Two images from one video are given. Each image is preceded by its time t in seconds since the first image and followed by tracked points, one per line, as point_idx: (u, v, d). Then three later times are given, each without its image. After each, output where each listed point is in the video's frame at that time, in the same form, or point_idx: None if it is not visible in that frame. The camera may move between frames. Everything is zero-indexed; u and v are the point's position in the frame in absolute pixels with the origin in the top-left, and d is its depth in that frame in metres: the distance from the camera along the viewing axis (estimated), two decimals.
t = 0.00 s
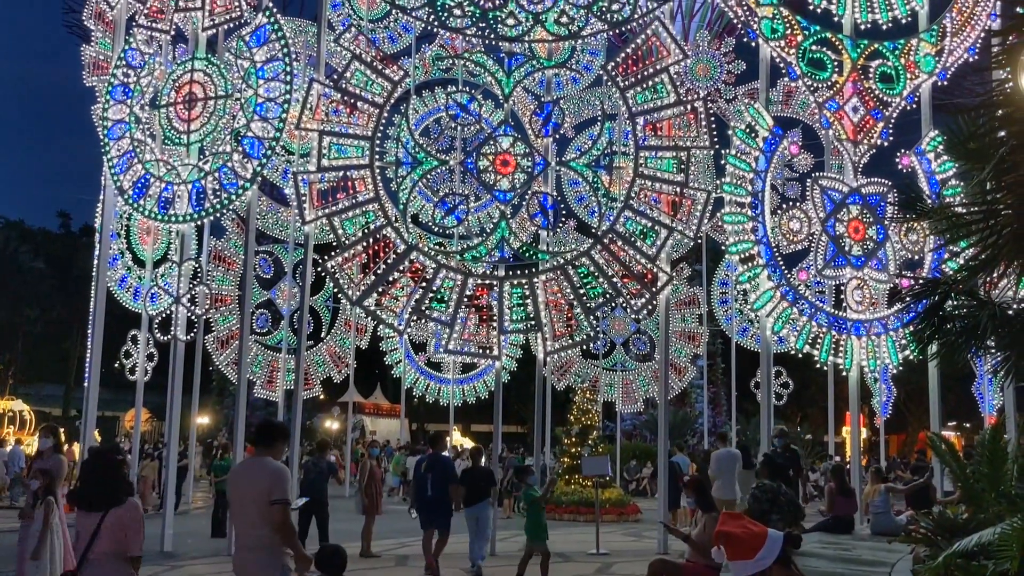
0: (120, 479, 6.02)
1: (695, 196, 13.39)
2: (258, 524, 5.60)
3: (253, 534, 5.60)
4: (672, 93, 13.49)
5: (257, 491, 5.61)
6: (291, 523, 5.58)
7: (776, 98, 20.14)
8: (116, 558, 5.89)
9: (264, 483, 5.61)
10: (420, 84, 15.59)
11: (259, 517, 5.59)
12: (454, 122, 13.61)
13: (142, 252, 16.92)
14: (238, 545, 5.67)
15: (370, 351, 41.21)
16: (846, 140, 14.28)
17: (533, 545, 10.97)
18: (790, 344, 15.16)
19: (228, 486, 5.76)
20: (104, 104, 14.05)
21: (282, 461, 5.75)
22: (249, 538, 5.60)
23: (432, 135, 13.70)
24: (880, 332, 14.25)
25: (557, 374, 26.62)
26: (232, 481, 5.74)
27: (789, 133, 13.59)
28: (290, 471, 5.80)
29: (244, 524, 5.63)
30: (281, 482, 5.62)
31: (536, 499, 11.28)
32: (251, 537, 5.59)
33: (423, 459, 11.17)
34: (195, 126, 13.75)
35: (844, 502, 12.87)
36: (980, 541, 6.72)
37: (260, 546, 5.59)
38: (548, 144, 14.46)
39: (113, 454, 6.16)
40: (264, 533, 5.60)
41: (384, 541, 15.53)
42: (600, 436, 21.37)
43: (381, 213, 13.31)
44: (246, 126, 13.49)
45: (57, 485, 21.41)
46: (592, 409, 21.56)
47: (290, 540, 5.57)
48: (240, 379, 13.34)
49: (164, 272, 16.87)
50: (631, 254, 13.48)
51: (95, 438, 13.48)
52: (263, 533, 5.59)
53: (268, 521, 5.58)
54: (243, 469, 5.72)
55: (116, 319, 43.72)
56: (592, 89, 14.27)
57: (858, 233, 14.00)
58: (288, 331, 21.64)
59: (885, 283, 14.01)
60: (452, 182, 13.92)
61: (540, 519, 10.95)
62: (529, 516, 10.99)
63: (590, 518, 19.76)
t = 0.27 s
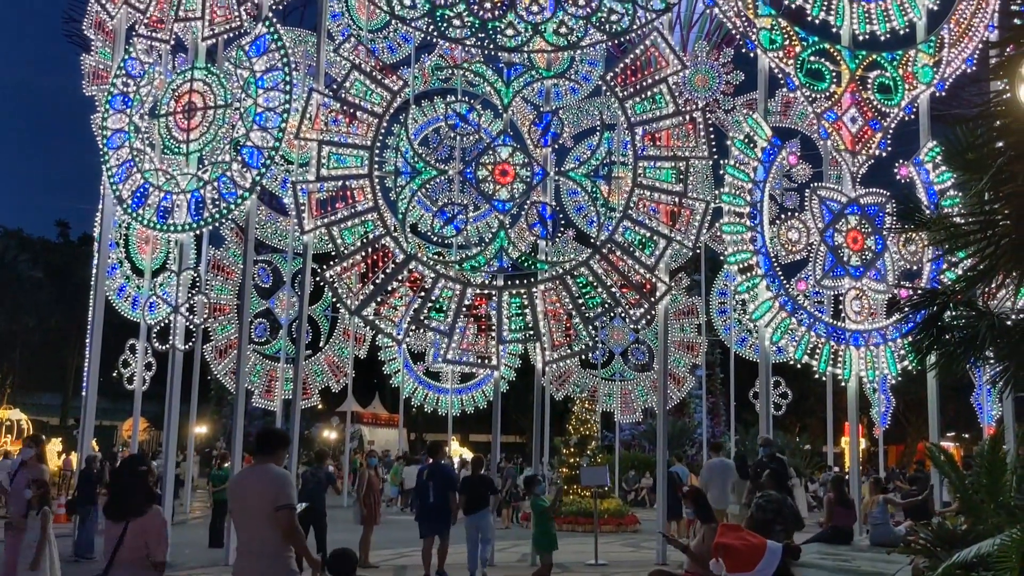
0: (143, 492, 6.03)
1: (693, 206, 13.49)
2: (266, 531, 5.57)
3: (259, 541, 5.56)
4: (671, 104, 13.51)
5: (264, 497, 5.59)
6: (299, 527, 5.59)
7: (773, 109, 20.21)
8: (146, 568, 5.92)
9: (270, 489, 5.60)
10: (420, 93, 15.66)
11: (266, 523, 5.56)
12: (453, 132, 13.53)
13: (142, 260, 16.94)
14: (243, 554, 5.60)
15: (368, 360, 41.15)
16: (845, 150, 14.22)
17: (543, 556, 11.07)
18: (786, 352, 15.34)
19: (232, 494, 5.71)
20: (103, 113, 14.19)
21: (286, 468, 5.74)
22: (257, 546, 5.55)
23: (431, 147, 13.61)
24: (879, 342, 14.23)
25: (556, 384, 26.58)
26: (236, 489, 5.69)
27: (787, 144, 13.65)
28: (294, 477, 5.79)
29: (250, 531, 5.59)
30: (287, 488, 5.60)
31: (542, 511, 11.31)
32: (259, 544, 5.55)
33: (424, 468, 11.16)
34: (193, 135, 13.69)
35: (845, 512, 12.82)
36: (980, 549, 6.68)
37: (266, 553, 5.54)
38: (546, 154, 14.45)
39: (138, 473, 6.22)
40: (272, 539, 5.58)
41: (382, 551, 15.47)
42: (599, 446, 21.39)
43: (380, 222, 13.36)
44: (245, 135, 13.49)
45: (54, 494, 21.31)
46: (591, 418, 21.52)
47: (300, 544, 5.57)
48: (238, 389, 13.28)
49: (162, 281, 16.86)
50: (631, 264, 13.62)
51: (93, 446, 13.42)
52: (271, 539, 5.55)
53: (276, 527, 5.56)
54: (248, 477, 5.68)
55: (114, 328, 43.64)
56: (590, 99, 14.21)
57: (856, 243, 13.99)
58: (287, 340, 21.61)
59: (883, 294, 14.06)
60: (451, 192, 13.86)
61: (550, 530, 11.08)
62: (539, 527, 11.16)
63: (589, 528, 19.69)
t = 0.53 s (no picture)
0: (156, 498, 6.06)
1: (694, 217, 13.45)
2: (276, 539, 5.76)
3: (270, 550, 5.75)
4: (671, 116, 13.51)
5: (276, 509, 5.77)
6: (310, 536, 5.78)
7: (774, 120, 20.26)
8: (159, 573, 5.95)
9: (281, 499, 5.79)
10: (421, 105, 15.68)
11: (277, 532, 5.75)
12: (453, 143, 13.55)
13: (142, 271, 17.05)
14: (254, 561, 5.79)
15: (368, 371, 41.10)
16: (845, 162, 14.22)
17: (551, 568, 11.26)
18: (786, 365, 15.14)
19: (242, 505, 5.89)
20: (104, 124, 14.14)
21: (295, 478, 5.93)
22: (268, 554, 5.74)
23: (431, 157, 13.65)
24: (879, 353, 14.21)
25: (556, 395, 26.56)
26: (246, 500, 5.86)
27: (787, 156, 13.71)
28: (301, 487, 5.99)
29: (262, 540, 5.77)
30: (298, 499, 5.79)
31: (549, 524, 11.29)
32: (270, 552, 5.74)
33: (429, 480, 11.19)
34: (195, 147, 13.85)
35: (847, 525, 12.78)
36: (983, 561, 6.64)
37: (277, 561, 5.73)
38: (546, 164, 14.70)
39: (149, 481, 6.24)
40: (283, 547, 5.77)
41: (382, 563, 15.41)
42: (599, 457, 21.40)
43: (381, 233, 13.36)
44: (246, 146, 13.46)
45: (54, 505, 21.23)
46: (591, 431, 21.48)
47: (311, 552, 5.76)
48: (238, 400, 13.25)
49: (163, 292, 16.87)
50: (631, 276, 13.62)
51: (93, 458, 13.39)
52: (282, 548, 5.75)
53: (287, 536, 5.76)
54: (258, 489, 5.86)
55: (114, 339, 43.57)
56: (591, 109, 14.28)
57: (856, 255, 14.00)
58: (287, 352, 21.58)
59: (884, 306, 14.03)
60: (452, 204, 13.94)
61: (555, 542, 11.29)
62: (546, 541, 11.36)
63: (589, 541, 19.62)
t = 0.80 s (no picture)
0: (160, 504, 6.08)
1: (695, 227, 13.39)
2: (295, 549, 5.93)
3: (288, 558, 5.92)
4: (672, 126, 13.52)
5: (296, 518, 5.95)
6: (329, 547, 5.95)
7: (774, 131, 20.32)
8: None
9: (303, 510, 5.97)
10: (422, 115, 15.71)
11: (297, 542, 5.93)
12: (454, 153, 13.64)
13: (143, 281, 17.05)
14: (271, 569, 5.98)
15: (369, 381, 41.12)
16: (845, 173, 14.25)
17: None
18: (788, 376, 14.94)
19: (261, 512, 6.05)
20: (106, 133, 14.15)
21: (315, 490, 6.12)
22: (287, 563, 5.91)
23: (433, 167, 13.87)
24: (880, 364, 14.17)
25: (557, 405, 26.54)
26: (266, 508, 6.04)
27: (787, 166, 13.74)
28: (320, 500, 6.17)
29: (281, 548, 5.95)
30: (319, 511, 5.98)
31: (559, 535, 11.26)
32: (291, 560, 5.92)
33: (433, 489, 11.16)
34: (197, 157, 13.90)
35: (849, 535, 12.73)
36: None
37: (295, 570, 5.90)
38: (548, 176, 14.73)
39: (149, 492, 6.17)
40: (301, 556, 5.94)
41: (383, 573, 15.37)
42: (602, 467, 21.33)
43: (382, 243, 13.36)
44: (248, 156, 13.50)
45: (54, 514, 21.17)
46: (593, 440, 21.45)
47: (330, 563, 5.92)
48: (239, 409, 13.22)
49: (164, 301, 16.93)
50: (631, 285, 13.56)
51: (93, 467, 13.34)
52: (301, 556, 5.93)
53: (308, 546, 5.94)
54: (280, 496, 6.04)
55: (114, 349, 43.57)
56: (592, 120, 14.43)
57: (857, 265, 14.03)
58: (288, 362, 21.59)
59: (886, 316, 14.01)
60: (453, 214, 13.92)
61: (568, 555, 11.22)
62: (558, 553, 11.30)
63: (591, 551, 19.56)
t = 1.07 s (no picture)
0: (165, 514, 6.14)
1: (696, 236, 13.44)
2: (313, 556, 5.96)
3: (305, 565, 5.94)
4: (673, 135, 13.55)
5: (316, 526, 5.99)
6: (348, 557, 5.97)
7: (774, 141, 20.36)
8: None
9: (323, 518, 6.02)
10: (422, 123, 15.72)
11: (316, 550, 5.96)
12: (456, 161, 13.68)
13: (143, 289, 17.02)
14: None
15: (369, 390, 41.09)
16: (846, 182, 14.23)
17: None
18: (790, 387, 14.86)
19: (282, 519, 6.10)
20: (108, 141, 14.31)
21: (336, 500, 6.16)
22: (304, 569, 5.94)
23: (433, 176, 13.68)
24: (881, 374, 14.17)
25: (557, 414, 26.51)
26: (286, 515, 6.09)
27: (788, 175, 13.71)
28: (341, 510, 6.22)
29: (298, 555, 5.97)
30: (338, 519, 6.01)
31: (567, 544, 11.29)
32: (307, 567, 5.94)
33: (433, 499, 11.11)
34: (198, 165, 13.87)
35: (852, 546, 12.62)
36: None
37: None
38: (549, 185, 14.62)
39: (158, 502, 6.25)
40: (318, 564, 5.96)
41: None
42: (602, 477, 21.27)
43: (382, 251, 13.37)
44: (249, 164, 13.51)
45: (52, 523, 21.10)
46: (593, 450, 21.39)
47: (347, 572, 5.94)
48: (239, 418, 13.18)
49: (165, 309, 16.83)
50: (631, 293, 13.52)
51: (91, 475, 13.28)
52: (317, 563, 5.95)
53: (326, 554, 5.97)
54: (300, 504, 6.10)
55: (115, 356, 43.54)
56: (593, 129, 14.63)
57: (858, 275, 14.03)
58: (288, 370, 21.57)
59: (886, 325, 13.96)
60: (453, 222, 14.12)
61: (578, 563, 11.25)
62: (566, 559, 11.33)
63: (591, 561, 19.48)
